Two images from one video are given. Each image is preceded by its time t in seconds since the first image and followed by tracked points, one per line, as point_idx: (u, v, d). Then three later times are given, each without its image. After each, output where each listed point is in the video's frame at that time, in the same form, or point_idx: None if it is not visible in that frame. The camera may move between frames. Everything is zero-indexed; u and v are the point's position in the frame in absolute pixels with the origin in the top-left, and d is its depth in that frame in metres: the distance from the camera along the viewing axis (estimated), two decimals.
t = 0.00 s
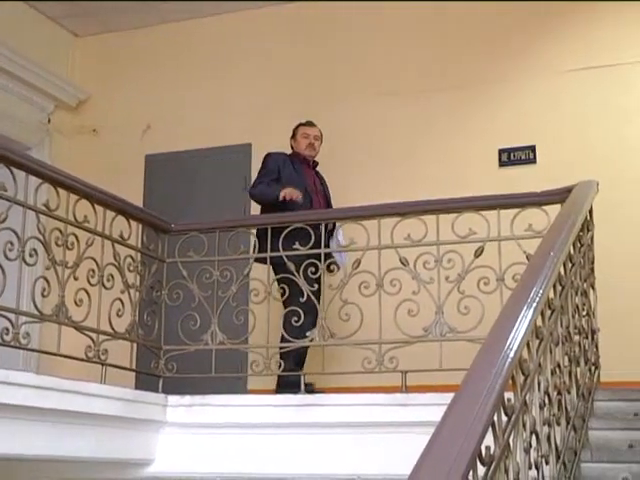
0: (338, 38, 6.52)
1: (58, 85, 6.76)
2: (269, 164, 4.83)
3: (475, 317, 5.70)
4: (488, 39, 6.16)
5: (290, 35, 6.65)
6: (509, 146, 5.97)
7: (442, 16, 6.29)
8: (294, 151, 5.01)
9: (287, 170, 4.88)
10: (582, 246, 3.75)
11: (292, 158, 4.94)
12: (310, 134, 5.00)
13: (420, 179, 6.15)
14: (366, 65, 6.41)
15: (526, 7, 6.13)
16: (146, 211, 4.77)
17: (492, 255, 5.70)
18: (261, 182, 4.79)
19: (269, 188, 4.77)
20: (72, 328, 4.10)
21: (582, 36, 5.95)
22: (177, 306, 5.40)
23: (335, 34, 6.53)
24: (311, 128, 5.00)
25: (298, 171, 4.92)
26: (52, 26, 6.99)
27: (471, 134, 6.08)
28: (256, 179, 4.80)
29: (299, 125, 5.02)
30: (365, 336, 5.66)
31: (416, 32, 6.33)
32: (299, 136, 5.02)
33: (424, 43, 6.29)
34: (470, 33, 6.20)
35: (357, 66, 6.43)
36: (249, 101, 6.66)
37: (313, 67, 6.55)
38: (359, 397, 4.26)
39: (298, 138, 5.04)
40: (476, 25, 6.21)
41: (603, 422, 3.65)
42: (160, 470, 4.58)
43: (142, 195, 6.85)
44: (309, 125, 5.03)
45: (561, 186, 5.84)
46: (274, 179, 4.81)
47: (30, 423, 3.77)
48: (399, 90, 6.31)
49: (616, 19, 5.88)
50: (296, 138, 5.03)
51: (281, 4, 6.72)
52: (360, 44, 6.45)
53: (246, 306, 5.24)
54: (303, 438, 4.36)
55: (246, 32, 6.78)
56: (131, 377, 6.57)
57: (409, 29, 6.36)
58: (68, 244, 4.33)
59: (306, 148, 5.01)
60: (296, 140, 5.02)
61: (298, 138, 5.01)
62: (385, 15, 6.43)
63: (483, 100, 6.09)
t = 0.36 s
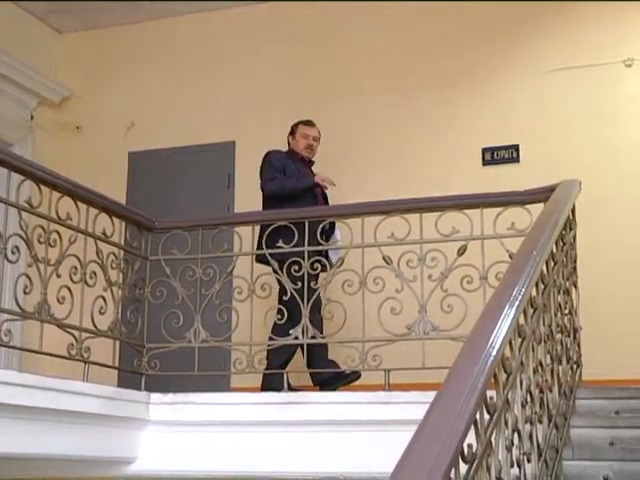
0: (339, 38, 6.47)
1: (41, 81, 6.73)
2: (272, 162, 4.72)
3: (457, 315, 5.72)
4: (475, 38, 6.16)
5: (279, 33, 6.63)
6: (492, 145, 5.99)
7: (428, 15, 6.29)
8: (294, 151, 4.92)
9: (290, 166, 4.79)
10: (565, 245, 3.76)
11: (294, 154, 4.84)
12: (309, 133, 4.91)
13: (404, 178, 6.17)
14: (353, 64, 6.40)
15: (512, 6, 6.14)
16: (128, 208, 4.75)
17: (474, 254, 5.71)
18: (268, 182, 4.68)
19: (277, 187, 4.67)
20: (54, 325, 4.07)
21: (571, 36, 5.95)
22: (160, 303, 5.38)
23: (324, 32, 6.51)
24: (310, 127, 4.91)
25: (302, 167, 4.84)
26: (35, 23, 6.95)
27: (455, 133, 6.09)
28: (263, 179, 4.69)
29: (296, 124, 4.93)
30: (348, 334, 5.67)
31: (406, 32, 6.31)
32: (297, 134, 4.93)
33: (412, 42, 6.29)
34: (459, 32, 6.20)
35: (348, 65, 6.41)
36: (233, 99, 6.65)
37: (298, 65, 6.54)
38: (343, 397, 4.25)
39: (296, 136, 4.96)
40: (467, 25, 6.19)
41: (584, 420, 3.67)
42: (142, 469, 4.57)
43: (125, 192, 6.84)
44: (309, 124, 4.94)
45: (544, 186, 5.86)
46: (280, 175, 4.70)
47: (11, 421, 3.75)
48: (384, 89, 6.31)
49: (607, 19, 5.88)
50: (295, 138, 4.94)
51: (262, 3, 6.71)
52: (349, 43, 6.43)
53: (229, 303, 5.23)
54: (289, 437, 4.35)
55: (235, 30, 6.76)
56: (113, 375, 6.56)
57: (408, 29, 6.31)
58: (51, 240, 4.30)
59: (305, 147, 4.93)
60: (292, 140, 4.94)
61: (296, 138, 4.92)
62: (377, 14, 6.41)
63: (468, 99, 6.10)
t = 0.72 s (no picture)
0: (325, 37, 6.47)
1: (24, 78, 6.71)
2: (278, 161, 4.68)
3: (441, 313, 5.73)
4: (460, 37, 6.17)
5: (265, 30, 6.62)
6: (476, 143, 6.01)
7: (413, 13, 6.30)
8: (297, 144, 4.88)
9: (294, 164, 4.75)
10: (548, 243, 3.78)
11: (298, 151, 4.80)
12: (312, 126, 4.87)
13: (388, 176, 6.18)
14: (339, 62, 6.41)
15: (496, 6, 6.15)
16: (112, 205, 4.73)
17: (458, 252, 5.73)
18: (274, 182, 4.65)
19: (283, 187, 4.64)
20: (38, 323, 4.06)
21: (558, 35, 5.97)
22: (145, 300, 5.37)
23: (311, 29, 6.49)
24: (313, 120, 4.87)
25: (305, 164, 4.81)
26: (17, 18, 6.91)
27: (439, 131, 6.11)
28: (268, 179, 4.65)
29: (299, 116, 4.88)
30: (332, 332, 5.68)
31: (391, 30, 6.32)
32: (300, 128, 4.87)
33: (397, 41, 6.30)
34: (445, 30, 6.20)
35: (333, 63, 6.41)
36: (217, 97, 6.65)
37: (282, 63, 6.55)
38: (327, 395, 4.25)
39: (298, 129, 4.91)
40: (451, 24, 6.21)
41: (566, 417, 3.69)
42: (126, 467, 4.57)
43: (108, 189, 6.83)
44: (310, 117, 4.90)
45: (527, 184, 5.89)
46: (285, 178, 4.65)
47: None
48: (368, 87, 6.32)
49: (593, 19, 5.91)
50: (297, 130, 4.89)
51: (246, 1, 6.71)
52: (334, 42, 6.44)
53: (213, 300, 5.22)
54: (273, 434, 4.35)
55: (221, 27, 6.75)
56: (96, 372, 6.55)
57: (394, 28, 6.32)
58: (34, 237, 4.28)
59: (308, 141, 4.89)
60: (294, 133, 4.89)
61: (299, 131, 4.87)
62: (364, 13, 6.40)
63: (452, 98, 6.12)
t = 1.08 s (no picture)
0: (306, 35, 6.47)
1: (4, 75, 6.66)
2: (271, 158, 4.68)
3: (422, 313, 5.74)
4: (442, 36, 6.18)
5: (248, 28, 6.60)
6: (458, 143, 6.03)
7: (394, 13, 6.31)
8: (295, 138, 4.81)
9: (289, 160, 4.74)
10: (528, 242, 3.80)
11: (294, 147, 4.78)
12: (311, 119, 4.78)
13: (369, 176, 6.20)
14: (321, 61, 6.41)
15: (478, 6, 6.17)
16: (92, 204, 4.71)
17: (439, 251, 5.75)
18: (267, 180, 4.64)
19: (274, 185, 4.63)
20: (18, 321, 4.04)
21: (539, 35, 5.99)
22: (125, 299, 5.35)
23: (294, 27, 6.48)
24: (311, 113, 4.78)
25: (301, 160, 4.79)
26: None
27: (420, 131, 6.13)
28: (261, 176, 4.65)
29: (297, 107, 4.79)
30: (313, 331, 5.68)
31: (373, 30, 6.33)
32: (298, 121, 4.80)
33: (378, 40, 6.31)
34: (427, 30, 6.21)
35: (315, 63, 6.42)
36: (199, 95, 6.63)
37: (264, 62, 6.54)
38: (308, 395, 4.24)
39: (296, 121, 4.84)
40: (433, 24, 6.22)
41: (545, 416, 3.70)
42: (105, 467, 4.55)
43: (89, 188, 6.80)
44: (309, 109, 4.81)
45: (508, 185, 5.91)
46: (277, 176, 4.65)
47: None
48: (350, 87, 6.33)
49: (574, 20, 5.93)
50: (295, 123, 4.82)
51: None
52: (316, 41, 6.44)
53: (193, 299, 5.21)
54: (253, 433, 4.35)
55: (203, 25, 6.74)
56: (75, 371, 6.52)
57: (374, 27, 6.32)
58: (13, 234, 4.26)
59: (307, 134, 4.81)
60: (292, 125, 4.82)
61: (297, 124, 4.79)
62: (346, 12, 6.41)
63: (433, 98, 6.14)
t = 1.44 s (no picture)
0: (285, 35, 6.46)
1: None
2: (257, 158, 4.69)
3: (400, 312, 5.75)
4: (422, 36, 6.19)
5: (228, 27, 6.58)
6: (437, 143, 6.06)
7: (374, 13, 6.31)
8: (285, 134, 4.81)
9: (275, 160, 4.75)
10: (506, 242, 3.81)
11: (281, 146, 4.80)
12: (302, 117, 4.76)
13: (347, 176, 6.23)
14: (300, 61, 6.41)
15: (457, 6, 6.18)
16: (70, 202, 4.69)
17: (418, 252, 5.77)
18: (253, 180, 4.66)
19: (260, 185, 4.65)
20: None
21: (518, 36, 6.01)
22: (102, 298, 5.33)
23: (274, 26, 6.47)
24: (302, 111, 4.75)
25: (289, 159, 4.79)
26: None
27: (399, 132, 6.16)
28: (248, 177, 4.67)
29: (288, 104, 4.77)
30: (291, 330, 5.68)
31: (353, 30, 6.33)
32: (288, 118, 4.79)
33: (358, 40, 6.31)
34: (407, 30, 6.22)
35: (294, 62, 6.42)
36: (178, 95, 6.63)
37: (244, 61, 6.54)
38: (286, 394, 4.25)
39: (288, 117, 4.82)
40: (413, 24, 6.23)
41: (522, 415, 3.72)
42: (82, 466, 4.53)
43: (67, 186, 6.78)
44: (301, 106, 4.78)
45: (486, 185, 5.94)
46: (264, 175, 4.66)
47: None
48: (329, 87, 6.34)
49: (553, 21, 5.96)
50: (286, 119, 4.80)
51: None
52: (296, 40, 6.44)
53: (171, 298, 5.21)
54: (230, 433, 4.34)
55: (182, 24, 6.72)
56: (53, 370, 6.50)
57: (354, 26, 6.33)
58: None
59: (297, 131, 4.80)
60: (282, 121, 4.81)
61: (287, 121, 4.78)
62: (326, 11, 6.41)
63: (412, 98, 6.16)
